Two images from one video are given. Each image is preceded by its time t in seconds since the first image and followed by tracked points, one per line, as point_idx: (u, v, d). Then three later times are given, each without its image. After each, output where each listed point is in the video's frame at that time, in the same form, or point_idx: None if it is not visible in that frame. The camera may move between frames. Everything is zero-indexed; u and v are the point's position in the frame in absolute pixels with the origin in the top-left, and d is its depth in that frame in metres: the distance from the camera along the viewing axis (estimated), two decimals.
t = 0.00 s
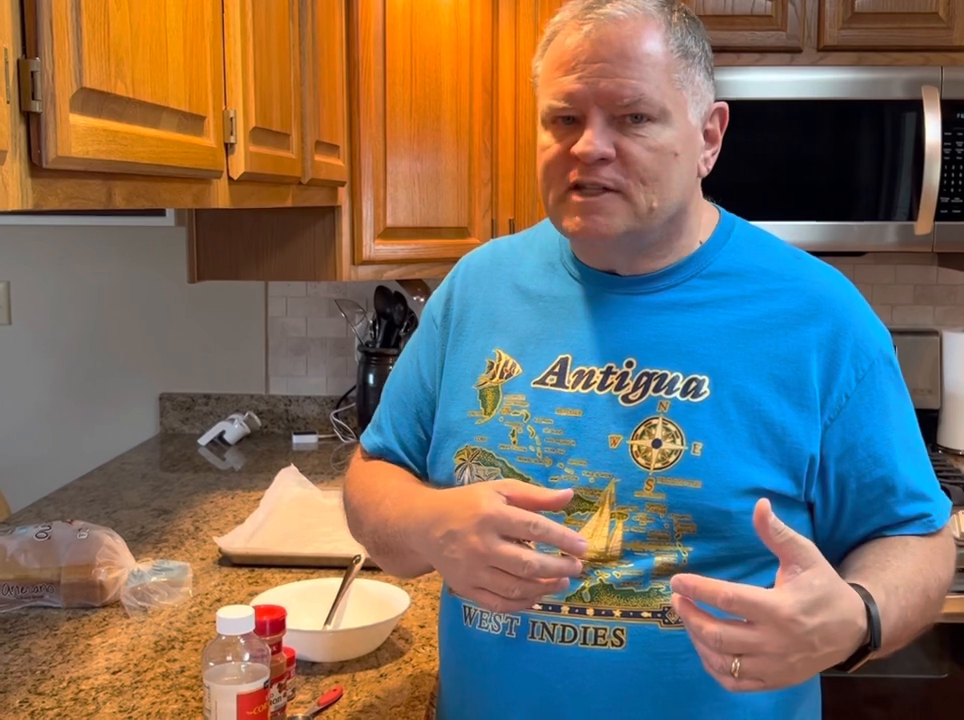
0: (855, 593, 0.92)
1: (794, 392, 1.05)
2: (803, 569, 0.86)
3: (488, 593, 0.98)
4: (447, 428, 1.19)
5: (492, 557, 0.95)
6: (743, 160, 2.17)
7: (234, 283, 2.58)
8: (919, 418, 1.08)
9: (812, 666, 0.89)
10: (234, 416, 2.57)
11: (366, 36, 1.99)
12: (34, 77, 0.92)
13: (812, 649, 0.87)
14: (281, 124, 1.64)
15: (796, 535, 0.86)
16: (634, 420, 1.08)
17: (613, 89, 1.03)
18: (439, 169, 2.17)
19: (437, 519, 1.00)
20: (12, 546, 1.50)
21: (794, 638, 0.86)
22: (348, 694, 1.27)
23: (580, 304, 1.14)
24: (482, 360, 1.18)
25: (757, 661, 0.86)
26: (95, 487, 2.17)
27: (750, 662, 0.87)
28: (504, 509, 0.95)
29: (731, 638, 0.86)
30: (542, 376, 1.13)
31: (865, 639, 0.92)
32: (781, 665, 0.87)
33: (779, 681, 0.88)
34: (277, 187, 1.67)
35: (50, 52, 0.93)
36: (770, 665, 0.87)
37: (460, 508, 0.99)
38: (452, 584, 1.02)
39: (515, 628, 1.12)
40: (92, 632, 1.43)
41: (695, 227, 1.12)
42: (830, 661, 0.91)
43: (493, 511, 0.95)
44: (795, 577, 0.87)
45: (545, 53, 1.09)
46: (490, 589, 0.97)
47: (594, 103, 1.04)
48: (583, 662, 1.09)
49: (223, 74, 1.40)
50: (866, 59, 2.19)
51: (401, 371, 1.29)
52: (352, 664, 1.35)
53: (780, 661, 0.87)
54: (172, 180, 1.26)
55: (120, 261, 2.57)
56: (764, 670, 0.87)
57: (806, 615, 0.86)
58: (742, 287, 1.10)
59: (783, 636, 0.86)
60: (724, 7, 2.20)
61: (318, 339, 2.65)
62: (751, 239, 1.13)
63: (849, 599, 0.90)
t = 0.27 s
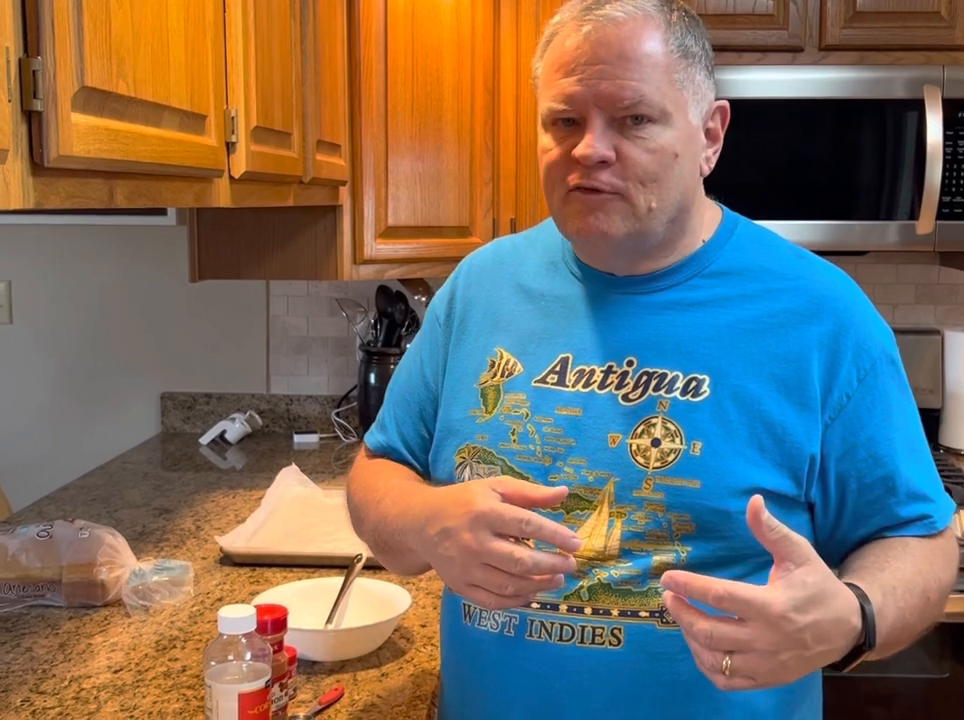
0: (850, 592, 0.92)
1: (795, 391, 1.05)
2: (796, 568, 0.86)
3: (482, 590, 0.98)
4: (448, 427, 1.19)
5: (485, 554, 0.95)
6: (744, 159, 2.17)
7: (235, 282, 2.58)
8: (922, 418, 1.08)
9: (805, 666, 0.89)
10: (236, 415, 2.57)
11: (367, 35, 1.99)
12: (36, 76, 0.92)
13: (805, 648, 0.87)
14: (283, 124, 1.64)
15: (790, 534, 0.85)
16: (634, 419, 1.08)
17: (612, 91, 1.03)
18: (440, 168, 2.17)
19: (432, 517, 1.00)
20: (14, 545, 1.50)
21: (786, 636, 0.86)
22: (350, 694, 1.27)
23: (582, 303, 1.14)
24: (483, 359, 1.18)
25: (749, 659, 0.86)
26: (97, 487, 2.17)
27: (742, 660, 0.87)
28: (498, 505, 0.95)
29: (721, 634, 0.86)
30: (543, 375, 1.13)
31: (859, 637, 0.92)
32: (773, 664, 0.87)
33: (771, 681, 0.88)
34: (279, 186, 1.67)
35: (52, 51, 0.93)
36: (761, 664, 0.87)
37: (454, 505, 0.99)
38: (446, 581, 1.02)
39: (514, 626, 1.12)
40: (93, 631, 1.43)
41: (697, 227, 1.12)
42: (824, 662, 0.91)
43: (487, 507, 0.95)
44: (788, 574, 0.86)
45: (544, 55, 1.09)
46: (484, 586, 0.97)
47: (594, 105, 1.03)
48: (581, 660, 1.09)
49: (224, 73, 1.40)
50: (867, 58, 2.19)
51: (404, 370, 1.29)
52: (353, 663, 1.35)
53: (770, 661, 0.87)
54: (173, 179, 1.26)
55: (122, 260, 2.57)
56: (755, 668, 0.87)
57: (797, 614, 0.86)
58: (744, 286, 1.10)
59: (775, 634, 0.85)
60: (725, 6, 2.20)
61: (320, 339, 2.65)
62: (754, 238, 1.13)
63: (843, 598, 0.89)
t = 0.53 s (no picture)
0: (842, 595, 0.92)
1: (798, 392, 1.05)
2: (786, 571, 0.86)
3: (477, 590, 0.98)
4: (451, 427, 1.19)
5: (479, 554, 0.95)
6: (745, 158, 2.17)
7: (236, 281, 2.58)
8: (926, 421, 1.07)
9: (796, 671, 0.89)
10: (237, 415, 2.57)
11: (368, 35, 1.99)
12: (37, 76, 0.92)
13: (795, 653, 0.87)
14: (283, 123, 1.64)
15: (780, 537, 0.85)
16: (637, 420, 1.08)
17: (617, 94, 1.02)
18: (441, 167, 2.17)
19: (428, 517, 1.00)
20: (14, 544, 1.50)
21: (775, 641, 0.86)
22: (350, 693, 1.27)
23: (586, 303, 1.14)
24: (487, 359, 1.18)
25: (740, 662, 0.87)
26: (97, 486, 2.17)
27: (732, 664, 0.87)
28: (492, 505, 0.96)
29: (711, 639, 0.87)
30: (546, 376, 1.13)
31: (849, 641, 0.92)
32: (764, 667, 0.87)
33: (762, 685, 0.89)
34: (279, 186, 1.67)
35: (52, 50, 0.93)
36: (751, 668, 0.87)
37: (449, 505, 0.99)
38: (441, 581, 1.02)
39: (516, 627, 1.12)
40: (94, 631, 1.43)
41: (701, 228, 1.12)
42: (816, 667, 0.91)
43: (481, 507, 0.96)
44: (778, 578, 0.86)
45: (547, 58, 1.09)
46: (478, 587, 0.97)
47: (599, 109, 1.03)
48: (583, 662, 1.09)
49: (225, 73, 1.40)
50: (868, 58, 2.19)
51: (408, 370, 1.29)
52: (353, 662, 1.35)
53: (760, 665, 0.87)
54: (174, 179, 1.26)
55: (123, 259, 2.57)
56: (745, 672, 0.87)
57: (786, 618, 0.86)
58: (748, 287, 1.10)
59: (764, 638, 0.86)
60: (726, 6, 2.20)
61: (321, 338, 2.65)
62: (758, 239, 1.13)
63: (833, 603, 0.89)
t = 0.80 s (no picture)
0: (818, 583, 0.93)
1: (802, 391, 1.05)
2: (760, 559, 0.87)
3: (462, 584, 0.98)
4: (458, 425, 1.19)
5: (462, 547, 0.96)
6: (746, 158, 2.17)
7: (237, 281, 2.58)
8: (929, 421, 1.07)
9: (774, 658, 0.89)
10: (238, 414, 2.58)
11: (369, 35, 2.00)
12: (38, 76, 0.92)
13: (770, 639, 0.88)
14: (284, 123, 1.64)
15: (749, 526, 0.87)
16: (642, 419, 1.08)
17: (626, 81, 1.03)
18: (442, 167, 2.17)
19: (417, 510, 1.01)
20: (15, 544, 1.50)
21: (749, 627, 0.86)
22: (350, 693, 1.27)
23: (592, 302, 1.14)
24: (493, 357, 1.18)
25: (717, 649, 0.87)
26: (98, 485, 2.17)
27: (708, 651, 0.88)
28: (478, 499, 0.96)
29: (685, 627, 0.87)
30: (552, 374, 1.13)
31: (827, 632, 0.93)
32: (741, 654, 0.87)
33: (740, 672, 0.89)
34: (280, 185, 1.67)
35: (53, 51, 0.93)
36: (727, 654, 0.88)
37: (436, 498, 1.00)
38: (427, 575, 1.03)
39: (522, 626, 1.12)
40: (95, 630, 1.43)
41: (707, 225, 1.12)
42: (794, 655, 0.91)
43: (467, 501, 0.96)
44: (751, 566, 0.87)
45: (556, 52, 1.10)
46: (462, 580, 0.98)
47: (609, 96, 1.04)
48: (588, 662, 1.09)
49: (225, 72, 1.40)
50: (869, 58, 2.19)
51: (414, 369, 1.29)
52: (354, 662, 1.35)
53: (736, 651, 0.87)
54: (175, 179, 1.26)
55: (123, 259, 2.57)
56: (722, 658, 0.88)
57: (762, 604, 0.86)
58: (753, 286, 1.09)
59: (740, 625, 0.86)
60: (728, 6, 2.20)
61: (321, 337, 2.65)
62: (763, 239, 1.13)
63: (809, 590, 0.90)
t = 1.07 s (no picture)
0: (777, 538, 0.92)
1: (804, 386, 1.05)
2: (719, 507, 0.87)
3: (410, 561, 1.05)
4: (466, 421, 1.20)
5: (406, 522, 1.03)
6: (747, 158, 2.17)
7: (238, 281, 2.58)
8: (931, 420, 1.06)
9: (748, 612, 0.88)
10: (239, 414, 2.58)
11: (370, 36, 2.00)
12: (39, 77, 0.92)
13: (740, 587, 0.87)
14: (285, 123, 1.64)
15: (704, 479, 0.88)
16: (648, 415, 1.08)
17: (635, 73, 1.04)
18: (443, 168, 2.17)
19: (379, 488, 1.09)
20: (17, 544, 1.51)
21: (721, 568, 0.85)
22: (351, 693, 1.27)
23: (599, 298, 1.15)
24: (500, 353, 1.19)
25: (690, 599, 0.86)
26: (100, 484, 2.18)
27: (682, 602, 0.86)
28: (420, 477, 1.03)
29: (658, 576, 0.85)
30: (558, 370, 1.14)
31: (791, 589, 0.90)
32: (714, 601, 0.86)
33: (717, 627, 0.87)
34: (281, 185, 1.67)
35: (55, 52, 0.93)
36: (700, 604, 0.86)
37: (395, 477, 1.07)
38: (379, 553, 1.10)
39: (527, 621, 1.13)
40: (96, 630, 1.43)
41: (712, 223, 1.12)
42: (767, 611, 0.89)
43: (410, 479, 1.03)
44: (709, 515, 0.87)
45: (565, 51, 1.11)
46: (411, 557, 1.05)
47: (617, 88, 1.05)
48: (593, 658, 1.10)
49: (226, 73, 1.40)
50: (870, 58, 2.19)
51: (421, 366, 1.30)
52: (355, 662, 1.35)
53: (710, 598, 0.86)
54: (176, 179, 1.26)
55: (124, 258, 2.57)
56: (694, 612, 0.86)
57: (729, 546, 0.85)
58: (758, 283, 1.09)
59: (711, 571, 0.85)
60: (729, 6, 2.20)
61: (322, 337, 2.65)
62: (770, 237, 1.13)
63: (768, 537, 0.90)
